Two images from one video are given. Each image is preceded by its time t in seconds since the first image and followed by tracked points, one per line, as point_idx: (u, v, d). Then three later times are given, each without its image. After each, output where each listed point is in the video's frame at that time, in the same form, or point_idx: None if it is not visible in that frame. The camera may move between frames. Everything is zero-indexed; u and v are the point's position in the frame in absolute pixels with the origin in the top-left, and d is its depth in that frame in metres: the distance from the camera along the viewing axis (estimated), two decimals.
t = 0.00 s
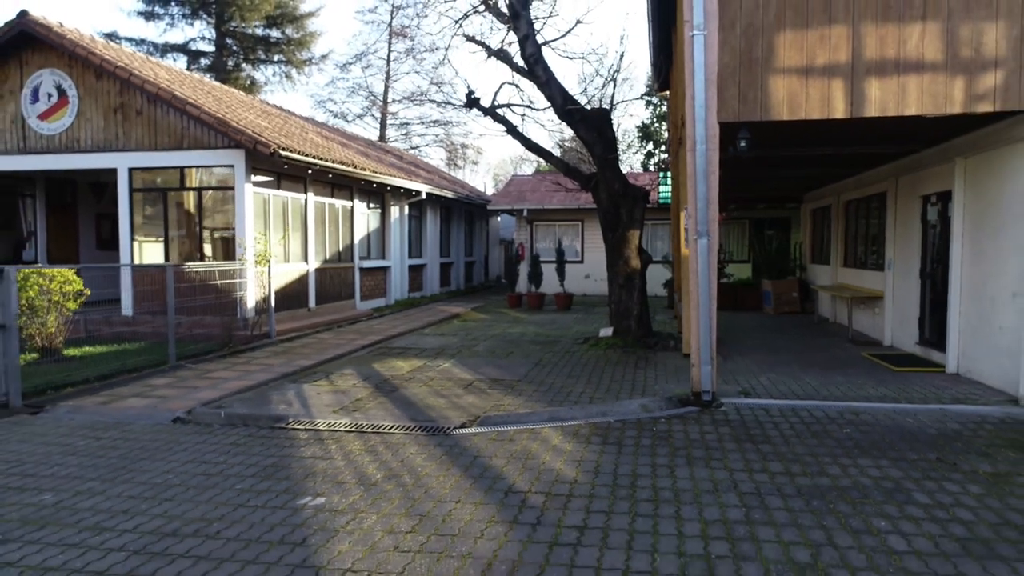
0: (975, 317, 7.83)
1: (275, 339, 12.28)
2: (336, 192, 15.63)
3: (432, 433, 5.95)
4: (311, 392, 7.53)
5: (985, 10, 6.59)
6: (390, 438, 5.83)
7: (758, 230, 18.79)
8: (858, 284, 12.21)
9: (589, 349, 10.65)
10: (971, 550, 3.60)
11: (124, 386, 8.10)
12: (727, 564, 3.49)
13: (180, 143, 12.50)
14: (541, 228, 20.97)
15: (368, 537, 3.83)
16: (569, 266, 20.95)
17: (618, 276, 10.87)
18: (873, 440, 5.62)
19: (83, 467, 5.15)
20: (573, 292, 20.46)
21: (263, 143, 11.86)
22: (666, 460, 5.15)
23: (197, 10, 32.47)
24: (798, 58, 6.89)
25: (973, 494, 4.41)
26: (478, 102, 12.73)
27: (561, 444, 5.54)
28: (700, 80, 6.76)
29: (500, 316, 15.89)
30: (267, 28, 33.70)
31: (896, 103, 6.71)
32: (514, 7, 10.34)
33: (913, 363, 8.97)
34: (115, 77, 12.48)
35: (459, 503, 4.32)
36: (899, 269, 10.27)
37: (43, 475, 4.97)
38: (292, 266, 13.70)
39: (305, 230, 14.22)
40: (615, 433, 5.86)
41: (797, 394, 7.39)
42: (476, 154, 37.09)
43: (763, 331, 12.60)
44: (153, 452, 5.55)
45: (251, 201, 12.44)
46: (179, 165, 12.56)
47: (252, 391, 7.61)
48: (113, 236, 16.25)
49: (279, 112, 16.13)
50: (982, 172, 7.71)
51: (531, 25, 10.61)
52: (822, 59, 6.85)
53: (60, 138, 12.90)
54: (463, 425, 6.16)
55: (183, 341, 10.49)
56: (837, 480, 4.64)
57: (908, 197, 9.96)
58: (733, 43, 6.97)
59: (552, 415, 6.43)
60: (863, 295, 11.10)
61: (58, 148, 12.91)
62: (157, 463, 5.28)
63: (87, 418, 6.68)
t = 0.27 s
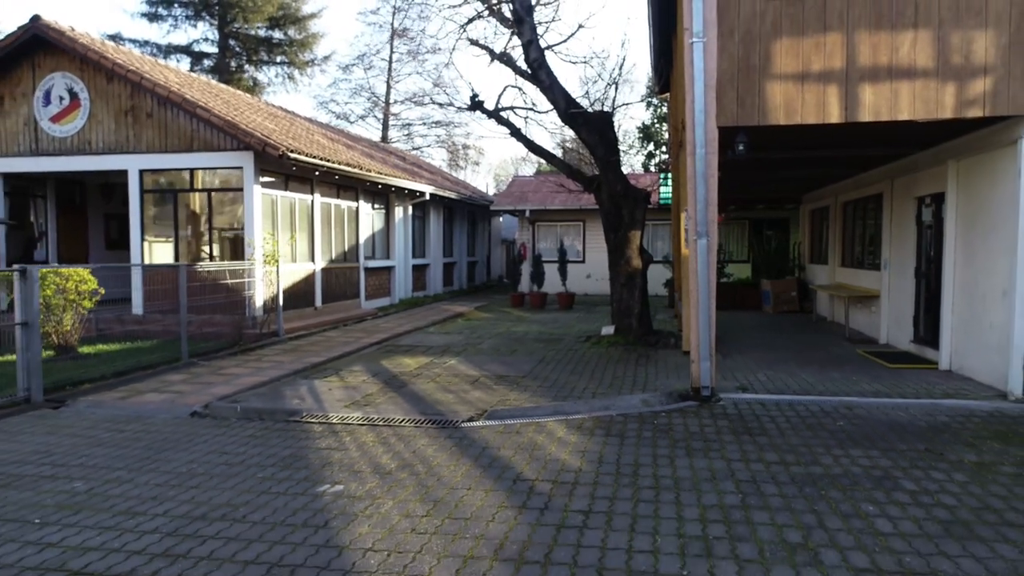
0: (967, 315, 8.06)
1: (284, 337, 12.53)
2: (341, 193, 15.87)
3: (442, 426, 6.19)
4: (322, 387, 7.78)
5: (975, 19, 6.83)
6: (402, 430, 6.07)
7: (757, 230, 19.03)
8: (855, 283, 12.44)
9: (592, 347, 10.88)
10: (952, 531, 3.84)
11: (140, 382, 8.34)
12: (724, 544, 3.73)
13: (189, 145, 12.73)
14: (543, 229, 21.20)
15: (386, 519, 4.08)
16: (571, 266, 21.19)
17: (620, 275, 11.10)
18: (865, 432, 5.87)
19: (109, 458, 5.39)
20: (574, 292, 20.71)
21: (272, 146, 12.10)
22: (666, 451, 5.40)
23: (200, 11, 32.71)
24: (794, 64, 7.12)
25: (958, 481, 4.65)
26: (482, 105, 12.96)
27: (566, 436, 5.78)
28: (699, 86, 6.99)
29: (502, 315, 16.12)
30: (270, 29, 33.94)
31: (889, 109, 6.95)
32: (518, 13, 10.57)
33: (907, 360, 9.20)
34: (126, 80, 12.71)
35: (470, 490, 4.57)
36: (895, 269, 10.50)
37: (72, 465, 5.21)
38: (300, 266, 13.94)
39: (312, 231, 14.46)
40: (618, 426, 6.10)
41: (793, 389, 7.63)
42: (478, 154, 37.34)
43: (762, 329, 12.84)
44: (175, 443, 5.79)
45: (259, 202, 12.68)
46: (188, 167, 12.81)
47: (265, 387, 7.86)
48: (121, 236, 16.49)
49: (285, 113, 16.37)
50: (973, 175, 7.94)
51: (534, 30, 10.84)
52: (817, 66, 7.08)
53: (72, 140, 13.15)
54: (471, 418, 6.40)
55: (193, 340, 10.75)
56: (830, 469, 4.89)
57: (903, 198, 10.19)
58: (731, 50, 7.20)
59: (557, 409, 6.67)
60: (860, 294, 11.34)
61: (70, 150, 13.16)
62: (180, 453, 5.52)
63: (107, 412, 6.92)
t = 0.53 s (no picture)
0: (959, 313, 8.29)
1: (291, 336, 12.75)
2: (346, 194, 16.11)
3: (451, 420, 6.43)
4: (333, 384, 8.01)
5: (966, 26, 7.05)
6: (412, 424, 6.30)
7: (757, 231, 19.27)
8: (852, 283, 12.67)
9: (594, 345, 11.11)
10: (937, 516, 4.07)
11: (155, 378, 8.58)
12: (722, 527, 3.96)
13: (198, 147, 12.96)
14: (545, 229, 21.42)
15: (402, 505, 4.31)
16: (572, 266, 21.43)
17: (621, 275, 11.32)
18: (859, 426, 6.10)
19: (133, 450, 5.62)
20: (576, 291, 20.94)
21: (280, 148, 12.32)
22: (667, 443, 5.63)
23: (203, 13, 32.93)
24: (791, 70, 7.34)
25: (946, 471, 4.88)
26: (485, 107, 13.19)
27: (570, 429, 6.01)
28: (699, 91, 7.21)
29: (505, 314, 16.36)
30: (273, 31, 34.17)
31: (882, 113, 7.18)
32: (522, 18, 10.80)
33: (903, 358, 9.42)
34: (136, 84, 12.94)
35: (481, 478, 4.80)
36: (890, 269, 10.72)
37: (98, 456, 5.44)
38: (306, 266, 14.17)
39: (318, 231, 14.69)
40: (620, 420, 6.33)
41: (790, 386, 7.86)
42: (479, 155, 37.56)
43: (761, 328, 13.07)
44: (195, 436, 6.02)
45: (267, 203, 12.91)
46: (197, 169, 13.04)
47: (277, 383, 8.09)
48: (129, 237, 16.71)
49: (290, 115, 16.60)
50: (965, 177, 8.17)
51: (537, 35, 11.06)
52: (813, 72, 7.31)
53: (82, 142, 13.38)
54: (479, 413, 6.63)
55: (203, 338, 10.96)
56: (823, 460, 5.12)
57: (898, 199, 10.42)
58: (729, 56, 7.42)
59: (561, 404, 6.90)
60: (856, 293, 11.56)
61: (80, 152, 13.39)
62: (200, 446, 5.75)
63: (126, 407, 7.15)
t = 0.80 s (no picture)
0: (953, 312, 8.50)
1: (298, 335, 12.97)
2: (351, 195, 16.33)
3: (458, 414, 6.64)
4: (342, 380, 8.23)
5: (959, 32, 7.24)
6: (421, 418, 6.52)
7: (756, 231, 19.49)
8: (849, 282, 12.88)
9: (596, 344, 11.33)
10: (924, 503, 4.29)
11: (168, 375, 8.79)
12: (720, 513, 4.18)
13: (207, 148, 13.18)
14: (547, 229, 21.63)
15: (416, 493, 4.52)
16: (574, 266, 21.64)
17: (623, 275, 11.53)
18: (853, 420, 6.32)
19: (155, 443, 5.84)
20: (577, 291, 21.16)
21: (287, 150, 12.52)
22: (667, 436, 5.85)
23: (206, 14, 33.12)
24: (788, 75, 7.56)
25: (935, 462, 5.09)
26: (489, 110, 13.41)
27: (574, 423, 6.24)
28: (699, 95, 7.43)
29: (508, 313, 16.58)
30: (276, 32, 34.36)
31: (877, 117, 7.39)
32: (526, 23, 11.01)
33: (898, 356, 9.63)
34: (146, 86, 13.17)
35: (490, 468, 5.03)
36: (887, 269, 10.93)
37: (121, 449, 5.65)
38: (312, 266, 14.40)
39: (323, 231, 14.91)
40: (622, 415, 6.55)
41: (788, 382, 8.07)
42: (480, 155, 37.77)
43: (760, 327, 13.29)
44: (212, 430, 6.24)
45: (274, 205, 13.13)
46: (206, 170, 13.25)
47: (288, 380, 8.31)
48: (137, 237, 16.91)
49: (296, 117, 16.82)
50: (958, 179, 8.38)
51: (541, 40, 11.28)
52: (810, 77, 7.53)
53: (92, 144, 13.60)
54: (485, 408, 6.86)
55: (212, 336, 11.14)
56: (818, 452, 5.34)
57: (895, 200, 10.62)
58: (729, 62, 7.64)
59: (565, 399, 7.12)
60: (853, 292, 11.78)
61: (90, 153, 13.61)
62: (218, 439, 5.97)
63: (143, 402, 7.37)
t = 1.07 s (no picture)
0: (947, 310, 8.71)
1: (305, 333, 13.19)
2: (356, 196, 16.54)
3: (465, 409, 6.86)
4: (351, 377, 8.45)
5: (952, 38, 7.45)
6: (430, 413, 6.74)
7: (756, 231, 19.70)
8: (848, 282, 13.08)
9: (597, 342, 11.54)
10: (912, 491, 4.50)
11: (181, 372, 9.01)
12: (718, 500, 4.40)
13: (215, 150, 13.40)
14: (549, 230, 21.84)
15: (429, 482, 4.73)
16: (575, 266, 21.85)
17: (624, 275, 11.74)
18: (847, 415, 6.54)
19: (174, 436, 6.06)
20: (579, 291, 21.37)
21: (294, 152, 12.74)
22: (668, 429, 6.07)
23: (210, 16, 33.35)
24: (786, 80, 7.76)
25: (925, 453, 5.31)
26: (493, 112, 13.62)
27: (578, 418, 6.45)
28: (699, 99, 7.63)
29: (510, 312, 16.80)
30: (279, 33, 34.59)
31: (872, 121, 7.60)
32: (529, 28, 11.23)
33: (894, 354, 9.84)
34: (155, 89, 13.40)
35: (498, 460, 5.24)
36: (883, 268, 11.14)
37: (142, 442, 5.87)
38: (318, 266, 14.62)
39: (329, 231, 15.13)
40: (625, 409, 6.77)
41: (786, 379, 8.29)
42: (482, 156, 37.99)
43: (759, 326, 13.50)
44: (228, 425, 6.46)
45: (281, 206, 13.36)
46: (215, 171, 13.47)
47: (299, 377, 8.53)
48: (144, 237, 17.15)
49: (301, 118, 17.04)
50: (953, 181, 8.59)
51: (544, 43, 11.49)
52: (807, 81, 7.73)
53: (102, 145, 13.82)
54: (492, 403, 7.08)
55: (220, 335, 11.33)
56: (813, 444, 5.55)
57: (891, 201, 10.83)
58: (728, 67, 7.84)
59: (569, 395, 7.34)
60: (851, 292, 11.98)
61: (100, 155, 13.83)
62: (235, 432, 6.19)
63: (159, 398, 7.60)
